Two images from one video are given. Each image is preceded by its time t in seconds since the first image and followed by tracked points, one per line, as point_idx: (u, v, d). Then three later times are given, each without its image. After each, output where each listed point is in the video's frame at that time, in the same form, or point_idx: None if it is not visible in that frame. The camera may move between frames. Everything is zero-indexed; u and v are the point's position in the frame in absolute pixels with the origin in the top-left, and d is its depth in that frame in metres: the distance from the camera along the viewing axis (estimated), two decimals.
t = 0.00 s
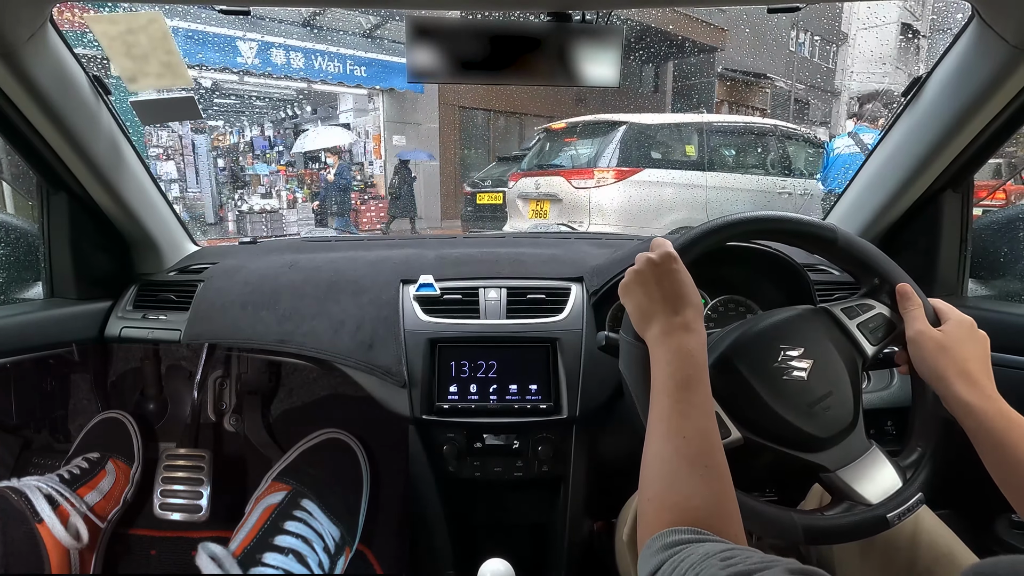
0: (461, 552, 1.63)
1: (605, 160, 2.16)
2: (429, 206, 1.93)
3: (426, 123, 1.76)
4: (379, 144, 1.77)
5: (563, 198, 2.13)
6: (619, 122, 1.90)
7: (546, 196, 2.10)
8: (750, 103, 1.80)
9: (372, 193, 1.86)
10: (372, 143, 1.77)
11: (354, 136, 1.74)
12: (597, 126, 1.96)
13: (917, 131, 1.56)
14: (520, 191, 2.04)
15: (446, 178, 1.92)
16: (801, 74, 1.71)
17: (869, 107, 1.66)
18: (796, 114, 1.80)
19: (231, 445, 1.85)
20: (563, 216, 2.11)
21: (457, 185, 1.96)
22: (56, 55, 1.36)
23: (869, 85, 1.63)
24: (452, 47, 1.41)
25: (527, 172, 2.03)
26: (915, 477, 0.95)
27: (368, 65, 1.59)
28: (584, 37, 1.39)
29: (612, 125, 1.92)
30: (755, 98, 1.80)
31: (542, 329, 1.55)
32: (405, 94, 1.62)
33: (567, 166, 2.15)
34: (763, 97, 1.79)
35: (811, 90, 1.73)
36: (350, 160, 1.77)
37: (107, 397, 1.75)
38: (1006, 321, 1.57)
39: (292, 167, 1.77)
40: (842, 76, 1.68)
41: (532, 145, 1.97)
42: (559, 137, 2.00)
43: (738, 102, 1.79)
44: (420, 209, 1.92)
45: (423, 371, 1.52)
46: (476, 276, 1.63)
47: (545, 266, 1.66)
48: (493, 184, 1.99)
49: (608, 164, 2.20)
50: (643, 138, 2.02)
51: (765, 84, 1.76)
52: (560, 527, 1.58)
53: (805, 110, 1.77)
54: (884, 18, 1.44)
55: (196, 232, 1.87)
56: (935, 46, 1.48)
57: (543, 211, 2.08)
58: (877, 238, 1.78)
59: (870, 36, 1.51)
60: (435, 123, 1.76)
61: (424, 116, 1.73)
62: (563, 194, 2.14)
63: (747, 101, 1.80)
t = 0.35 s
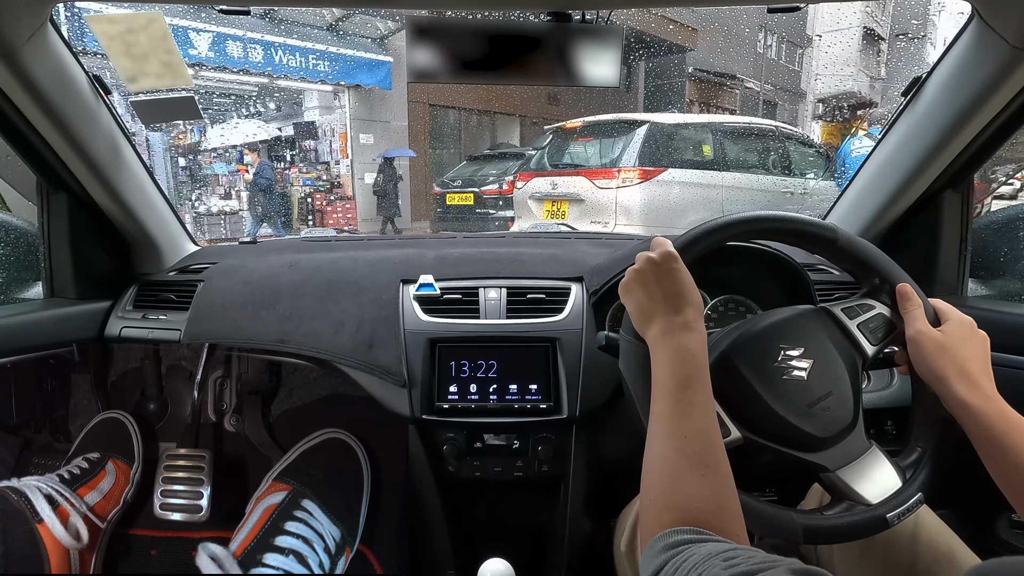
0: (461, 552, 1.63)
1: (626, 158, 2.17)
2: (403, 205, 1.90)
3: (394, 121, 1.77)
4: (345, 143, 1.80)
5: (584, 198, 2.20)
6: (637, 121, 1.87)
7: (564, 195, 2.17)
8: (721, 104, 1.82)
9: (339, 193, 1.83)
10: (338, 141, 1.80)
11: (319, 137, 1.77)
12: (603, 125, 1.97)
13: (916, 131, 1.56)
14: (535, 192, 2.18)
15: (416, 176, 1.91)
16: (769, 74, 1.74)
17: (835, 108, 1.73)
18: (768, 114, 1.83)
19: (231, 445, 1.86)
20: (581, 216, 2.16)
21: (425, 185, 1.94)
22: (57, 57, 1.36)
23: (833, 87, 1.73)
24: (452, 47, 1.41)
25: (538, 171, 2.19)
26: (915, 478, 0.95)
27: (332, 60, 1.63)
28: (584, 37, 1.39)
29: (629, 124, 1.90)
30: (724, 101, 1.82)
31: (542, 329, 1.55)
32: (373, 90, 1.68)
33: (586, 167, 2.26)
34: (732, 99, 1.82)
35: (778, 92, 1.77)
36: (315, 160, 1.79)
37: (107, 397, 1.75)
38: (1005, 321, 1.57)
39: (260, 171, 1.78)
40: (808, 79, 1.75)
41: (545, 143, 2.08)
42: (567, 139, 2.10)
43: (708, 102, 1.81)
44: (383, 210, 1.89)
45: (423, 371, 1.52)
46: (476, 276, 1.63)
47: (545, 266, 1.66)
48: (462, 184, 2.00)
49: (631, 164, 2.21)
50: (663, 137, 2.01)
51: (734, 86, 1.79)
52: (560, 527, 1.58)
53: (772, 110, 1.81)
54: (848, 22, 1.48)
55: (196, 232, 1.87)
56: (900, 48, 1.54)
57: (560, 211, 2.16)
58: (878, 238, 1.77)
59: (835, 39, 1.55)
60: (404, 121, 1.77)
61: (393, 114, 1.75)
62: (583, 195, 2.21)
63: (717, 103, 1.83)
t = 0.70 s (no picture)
0: (461, 552, 1.63)
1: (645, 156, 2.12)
2: (369, 208, 1.96)
3: (362, 119, 1.90)
4: (311, 142, 1.83)
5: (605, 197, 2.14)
6: (653, 121, 1.89)
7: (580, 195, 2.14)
8: (694, 104, 1.80)
9: (306, 194, 1.85)
10: (305, 141, 1.82)
11: (285, 135, 1.78)
12: (618, 125, 1.96)
13: (916, 130, 1.56)
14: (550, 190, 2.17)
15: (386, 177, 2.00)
16: (739, 75, 1.76)
17: (801, 107, 1.75)
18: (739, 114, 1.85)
19: (231, 445, 1.85)
20: (601, 214, 2.10)
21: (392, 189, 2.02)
22: (57, 57, 1.36)
23: (800, 88, 1.72)
24: (451, 46, 1.41)
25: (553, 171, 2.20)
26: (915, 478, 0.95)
27: (296, 56, 1.67)
28: (583, 36, 1.39)
29: (646, 124, 1.92)
30: (695, 101, 1.79)
31: (542, 329, 1.55)
32: (339, 86, 1.82)
33: (605, 166, 2.24)
34: (703, 98, 1.79)
35: (751, 94, 1.78)
36: (280, 159, 1.80)
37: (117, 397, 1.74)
38: (1006, 321, 1.57)
39: (217, 168, 1.77)
40: (775, 79, 1.74)
41: (559, 144, 2.05)
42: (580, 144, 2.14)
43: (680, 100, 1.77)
44: (352, 214, 1.94)
45: (423, 370, 1.52)
46: (476, 276, 1.63)
47: (545, 266, 1.66)
48: (432, 183, 2.10)
49: (652, 163, 2.16)
50: (678, 136, 2.03)
51: (706, 87, 1.78)
52: (560, 527, 1.58)
53: (742, 110, 1.83)
54: (813, 24, 1.48)
55: (196, 232, 1.88)
56: (864, 49, 1.58)
57: (575, 210, 2.11)
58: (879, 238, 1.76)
59: (803, 40, 1.55)
60: (370, 119, 1.89)
61: (359, 112, 1.88)
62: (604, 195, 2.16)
63: (689, 101, 1.80)
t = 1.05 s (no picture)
0: (461, 553, 1.62)
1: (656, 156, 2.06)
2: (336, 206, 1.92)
3: (332, 117, 1.81)
4: (278, 140, 1.77)
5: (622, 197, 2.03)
6: (660, 123, 1.89)
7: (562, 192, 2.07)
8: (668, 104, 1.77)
9: (272, 194, 1.79)
10: (273, 139, 1.76)
11: (251, 134, 1.72)
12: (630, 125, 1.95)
13: (916, 130, 1.56)
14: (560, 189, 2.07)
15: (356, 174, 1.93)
16: (714, 75, 1.70)
17: (773, 108, 1.75)
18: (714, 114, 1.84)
19: (231, 445, 1.85)
20: (617, 215, 2.01)
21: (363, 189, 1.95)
22: (56, 56, 1.36)
23: (771, 90, 1.72)
24: (452, 46, 1.41)
25: (564, 172, 2.08)
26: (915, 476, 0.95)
27: (260, 48, 1.55)
28: (582, 36, 1.39)
29: (654, 125, 1.91)
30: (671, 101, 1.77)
31: (542, 329, 1.55)
32: (308, 82, 1.74)
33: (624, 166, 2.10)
34: (679, 100, 1.77)
35: (722, 94, 1.75)
36: (247, 159, 1.75)
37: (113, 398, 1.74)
38: (1006, 320, 1.57)
39: (180, 168, 1.73)
40: (748, 81, 1.73)
41: (568, 142, 1.97)
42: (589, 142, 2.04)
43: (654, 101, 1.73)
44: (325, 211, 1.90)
45: (423, 370, 1.52)
46: (476, 276, 1.63)
47: (545, 266, 1.66)
48: (404, 183, 2.02)
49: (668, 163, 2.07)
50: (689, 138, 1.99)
51: (682, 86, 1.74)
52: (560, 527, 1.58)
53: (717, 110, 1.81)
54: (785, 26, 1.48)
55: (196, 232, 1.88)
56: (832, 53, 1.57)
57: (590, 210, 2.01)
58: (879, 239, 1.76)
59: (774, 42, 1.54)
60: (341, 117, 1.81)
61: (330, 109, 1.80)
62: (620, 194, 2.05)
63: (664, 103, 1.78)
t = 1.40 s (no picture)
0: (461, 553, 1.62)
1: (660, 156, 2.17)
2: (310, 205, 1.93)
3: (305, 115, 1.90)
4: (248, 139, 1.81)
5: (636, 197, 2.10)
6: (673, 125, 2.02)
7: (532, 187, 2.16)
8: (647, 103, 1.78)
9: (242, 195, 1.82)
10: (241, 138, 1.80)
11: (220, 134, 1.74)
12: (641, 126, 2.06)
13: (915, 130, 1.57)
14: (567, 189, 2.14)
15: (329, 171, 1.96)
16: (693, 76, 1.77)
17: (749, 108, 1.81)
18: (689, 113, 1.91)
19: (231, 445, 1.85)
20: (631, 214, 2.06)
21: (335, 188, 1.99)
22: (56, 56, 1.36)
23: (747, 90, 1.77)
24: (451, 46, 1.41)
25: (575, 171, 2.15)
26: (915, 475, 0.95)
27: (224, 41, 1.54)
28: (582, 37, 1.39)
29: (666, 126, 2.04)
30: (650, 101, 1.79)
31: (542, 329, 1.55)
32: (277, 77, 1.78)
33: (636, 166, 2.19)
34: (656, 99, 1.79)
35: (702, 95, 1.82)
36: (215, 159, 1.78)
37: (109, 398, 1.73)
38: (1006, 320, 1.57)
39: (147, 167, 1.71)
40: (724, 81, 1.79)
41: (580, 143, 2.06)
42: (597, 144, 2.15)
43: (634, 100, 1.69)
44: (295, 214, 1.89)
45: (423, 370, 1.52)
46: (476, 276, 1.63)
47: (546, 266, 1.66)
48: (377, 183, 2.13)
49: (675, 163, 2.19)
50: (699, 140, 2.09)
51: (660, 87, 1.75)
52: (560, 527, 1.58)
53: (694, 109, 1.88)
54: (760, 27, 1.52)
55: (196, 232, 1.88)
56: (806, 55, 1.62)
57: (602, 209, 2.07)
58: (879, 239, 1.76)
59: (749, 43, 1.59)
60: (316, 114, 1.91)
61: (302, 107, 1.88)
62: (633, 194, 2.11)
63: (644, 103, 1.77)
